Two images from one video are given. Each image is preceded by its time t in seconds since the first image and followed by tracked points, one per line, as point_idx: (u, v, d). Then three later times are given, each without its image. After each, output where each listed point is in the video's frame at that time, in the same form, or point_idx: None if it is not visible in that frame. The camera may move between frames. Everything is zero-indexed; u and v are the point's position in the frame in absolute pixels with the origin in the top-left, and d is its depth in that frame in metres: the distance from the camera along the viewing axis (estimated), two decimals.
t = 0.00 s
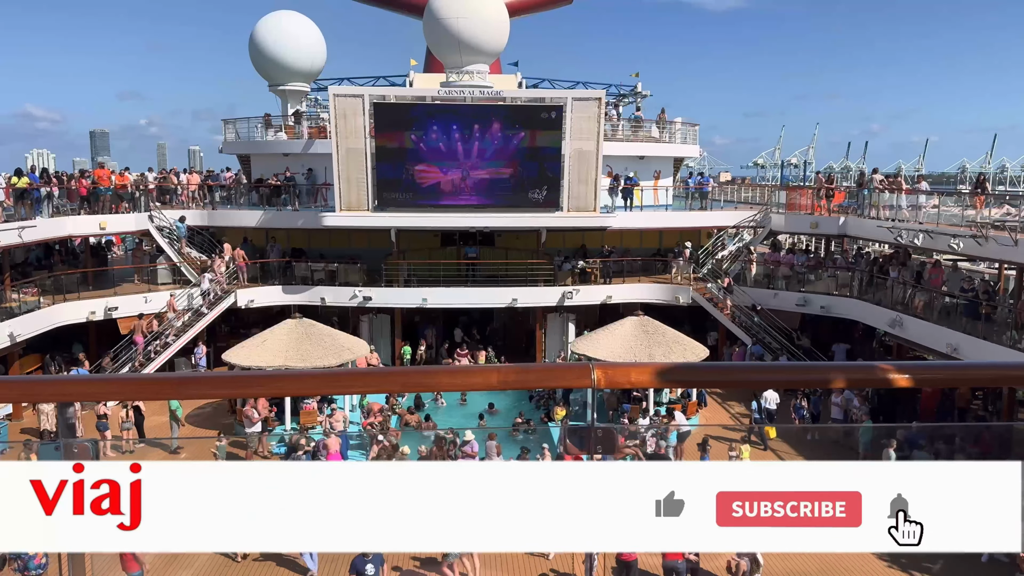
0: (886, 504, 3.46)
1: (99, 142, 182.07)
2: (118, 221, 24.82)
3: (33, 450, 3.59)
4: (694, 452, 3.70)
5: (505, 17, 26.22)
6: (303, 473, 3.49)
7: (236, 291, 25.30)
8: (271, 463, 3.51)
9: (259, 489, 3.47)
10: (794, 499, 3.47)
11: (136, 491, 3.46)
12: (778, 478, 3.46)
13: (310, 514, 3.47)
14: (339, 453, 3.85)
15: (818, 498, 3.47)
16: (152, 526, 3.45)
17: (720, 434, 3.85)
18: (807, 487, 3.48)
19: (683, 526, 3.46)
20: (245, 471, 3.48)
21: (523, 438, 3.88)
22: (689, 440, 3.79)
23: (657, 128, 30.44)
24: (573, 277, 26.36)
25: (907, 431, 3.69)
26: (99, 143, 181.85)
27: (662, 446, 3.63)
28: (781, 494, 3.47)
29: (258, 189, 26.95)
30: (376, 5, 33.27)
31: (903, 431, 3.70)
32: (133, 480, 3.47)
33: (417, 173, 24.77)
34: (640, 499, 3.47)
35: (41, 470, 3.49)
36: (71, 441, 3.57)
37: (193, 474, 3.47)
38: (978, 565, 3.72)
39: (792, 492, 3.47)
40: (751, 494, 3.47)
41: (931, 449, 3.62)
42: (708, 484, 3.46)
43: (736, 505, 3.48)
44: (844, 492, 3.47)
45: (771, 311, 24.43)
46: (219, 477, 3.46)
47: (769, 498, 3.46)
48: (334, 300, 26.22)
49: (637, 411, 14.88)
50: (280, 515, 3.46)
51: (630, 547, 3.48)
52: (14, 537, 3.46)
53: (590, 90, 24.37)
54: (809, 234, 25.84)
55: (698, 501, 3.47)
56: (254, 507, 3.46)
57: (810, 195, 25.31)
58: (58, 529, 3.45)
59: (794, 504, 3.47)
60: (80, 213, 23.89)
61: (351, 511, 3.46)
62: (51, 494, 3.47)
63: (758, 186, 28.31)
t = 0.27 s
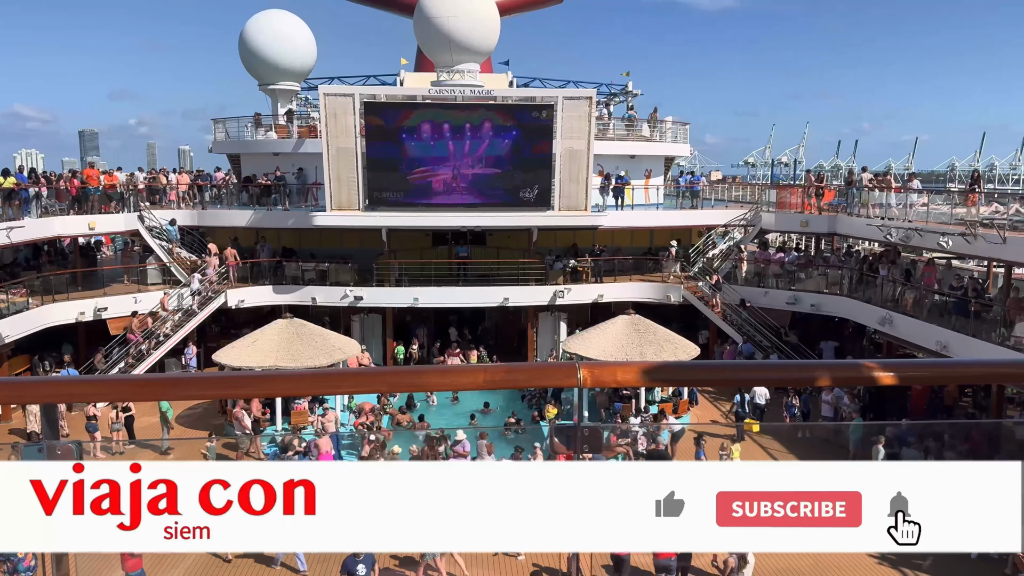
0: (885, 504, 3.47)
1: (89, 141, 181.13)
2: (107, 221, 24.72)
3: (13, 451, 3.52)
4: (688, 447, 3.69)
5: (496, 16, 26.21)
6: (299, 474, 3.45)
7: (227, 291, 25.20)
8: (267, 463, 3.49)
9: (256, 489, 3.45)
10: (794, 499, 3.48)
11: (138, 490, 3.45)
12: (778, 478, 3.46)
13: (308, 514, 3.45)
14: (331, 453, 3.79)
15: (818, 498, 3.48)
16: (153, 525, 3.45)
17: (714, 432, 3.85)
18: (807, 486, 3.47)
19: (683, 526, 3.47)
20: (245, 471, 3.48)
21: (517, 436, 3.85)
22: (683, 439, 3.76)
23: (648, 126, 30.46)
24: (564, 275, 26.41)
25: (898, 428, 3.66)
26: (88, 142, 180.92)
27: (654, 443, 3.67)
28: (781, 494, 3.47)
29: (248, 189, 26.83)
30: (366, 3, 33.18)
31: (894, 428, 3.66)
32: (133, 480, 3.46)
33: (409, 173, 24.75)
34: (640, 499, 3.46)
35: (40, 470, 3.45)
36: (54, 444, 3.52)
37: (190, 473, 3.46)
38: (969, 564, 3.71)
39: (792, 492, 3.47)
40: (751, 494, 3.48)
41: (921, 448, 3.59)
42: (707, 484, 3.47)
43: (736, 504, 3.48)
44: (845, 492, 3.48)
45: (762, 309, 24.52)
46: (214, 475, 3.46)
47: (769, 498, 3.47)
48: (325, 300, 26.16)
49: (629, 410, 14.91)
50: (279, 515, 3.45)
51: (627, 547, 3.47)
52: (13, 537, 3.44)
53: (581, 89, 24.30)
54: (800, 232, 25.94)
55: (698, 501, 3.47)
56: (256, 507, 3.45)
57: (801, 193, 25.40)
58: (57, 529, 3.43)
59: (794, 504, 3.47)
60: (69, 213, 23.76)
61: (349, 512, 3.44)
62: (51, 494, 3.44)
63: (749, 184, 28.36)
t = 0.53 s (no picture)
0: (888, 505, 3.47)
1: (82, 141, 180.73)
2: (101, 221, 24.63)
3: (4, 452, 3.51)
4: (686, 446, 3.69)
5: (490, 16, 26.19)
6: (298, 474, 3.45)
7: (221, 291, 25.16)
8: (264, 463, 3.48)
9: (255, 490, 3.45)
10: (795, 498, 3.47)
11: (138, 490, 3.44)
12: (778, 478, 3.45)
13: (308, 514, 3.44)
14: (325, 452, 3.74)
15: (817, 498, 3.48)
16: (153, 525, 3.44)
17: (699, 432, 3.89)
18: (807, 486, 3.48)
19: (683, 526, 3.47)
20: (244, 471, 3.47)
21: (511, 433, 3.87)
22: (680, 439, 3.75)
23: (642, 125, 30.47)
24: (559, 274, 26.45)
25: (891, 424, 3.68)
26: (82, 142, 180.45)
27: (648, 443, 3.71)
28: (782, 494, 3.46)
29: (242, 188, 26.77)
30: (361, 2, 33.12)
31: (887, 426, 3.69)
32: (133, 480, 3.45)
33: (404, 172, 24.74)
34: (640, 498, 3.46)
35: (41, 471, 3.44)
36: (44, 445, 3.50)
37: (189, 473, 3.44)
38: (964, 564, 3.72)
39: (793, 492, 3.47)
40: (751, 494, 3.47)
41: (915, 445, 3.62)
42: (708, 484, 3.47)
43: (736, 505, 3.47)
44: (845, 492, 3.48)
45: (756, 308, 24.56)
46: (213, 475, 3.45)
47: (769, 498, 3.46)
48: (320, 300, 26.12)
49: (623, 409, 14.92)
50: (278, 515, 3.45)
51: (626, 547, 3.46)
52: (12, 537, 3.43)
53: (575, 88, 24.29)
54: (794, 231, 26.00)
55: (698, 501, 3.47)
56: (256, 507, 3.44)
57: (795, 193, 25.45)
58: (57, 529, 3.42)
59: (794, 504, 3.47)
60: (63, 213, 23.67)
61: (348, 512, 3.44)
62: (51, 494, 3.43)
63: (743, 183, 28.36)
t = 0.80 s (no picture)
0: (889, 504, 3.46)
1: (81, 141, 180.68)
2: (100, 221, 24.64)
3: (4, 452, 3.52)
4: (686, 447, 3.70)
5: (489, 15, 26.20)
6: (299, 474, 3.46)
7: (221, 291, 25.18)
8: (265, 463, 3.48)
9: (256, 490, 3.46)
10: (794, 498, 3.48)
11: (138, 491, 3.45)
12: (778, 478, 3.46)
13: (308, 514, 3.45)
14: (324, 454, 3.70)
15: (818, 498, 3.48)
16: (153, 526, 3.45)
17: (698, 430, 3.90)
18: (808, 485, 3.48)
19: (683, 526, 3.47)
20: (245, 471, 3.48)
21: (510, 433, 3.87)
22: (682, 438, 3.76)
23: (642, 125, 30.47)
24: (558, 274, 26.48)
25: (890, 421, 3.69)
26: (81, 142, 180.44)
27: (647, 444, 3.74)
28: (782, 494, 3.47)
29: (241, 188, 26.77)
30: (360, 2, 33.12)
31: (886, 424, 3.69)
32: (133, 480, 3.46)
33: (403, 172, 24.73)
34: (640, 498, 3.47)
35: (41, 470, 3.44)
36: (43, 445, 3.50)
37: (189, 473, 3.44)
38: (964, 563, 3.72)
39: (793, 493, 3.48)
40: (752, 494, 3.48)
41: (913, 443, 3.62)
42: (708, 484, 3.47)
43: (736, 505, 3.48)
44: (845, 492, 3.47)
45: (756, 307, 24.56)
46: (213, 475, 3.46)
47: (769, 498, 3.47)
48: (319, 300, 26.12)
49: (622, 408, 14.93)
50: (279, 514, 3.46)
51: (624, 546, 3.48)
52: (12, 537, 3.45)
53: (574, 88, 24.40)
54: (793, 230, 26.02)
55: (698, 501, 3.47)
56: (256, 507, 3.45)
57: (794, 192, 25.46)
58: (57, 529, 3.43)
59: (794, 504, 3.48)
60: (62, 213, 23.67)
61: (349, 512, 3.44)
62: (51, 494, 3.44)
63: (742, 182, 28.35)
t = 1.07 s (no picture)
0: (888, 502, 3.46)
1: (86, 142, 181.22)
2: (105, 222, 24.72)
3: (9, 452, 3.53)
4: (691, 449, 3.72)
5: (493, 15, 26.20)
6: (299, 474, 3.47)
7: (225, 291, 25.26)
8: (265, 463, 3.49)
9: (256, 490, 3.46)
10: (794, 498, 3.47)
11: (138, 491, 3.45)
12: (779, 478, 3.46)
13: (308, 514, 3.46)
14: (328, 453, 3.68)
15: (818, 498, 3.47)
16: (153, 526, 3.45)
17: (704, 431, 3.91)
18: (809, 485, 3.47)
19: (683, 526, 3.47)
20: (244, 471, 3.48)
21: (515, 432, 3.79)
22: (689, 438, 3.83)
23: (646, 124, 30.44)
24: (563, 274, 26.52)
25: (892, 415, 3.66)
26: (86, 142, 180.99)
27: (652, 443, 3.76)
28: (782, 494, 3.47)
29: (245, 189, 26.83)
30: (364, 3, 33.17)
31: (890, 423, 3.67)
32: (133, 480, 3.46)
33: (407, 172, 24.73)
34: (640, 498, 3.47)
35: (41, 470, 3.45)
36: (48, 445, 3.52)
37: (189, 474, 3.46)
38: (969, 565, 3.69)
39: (793, 492, 3.47)
40: (751, 494, 3.47)
41: (916, 442, 3.61)
42: (708, 484, 3.46)
43: (736, 505, 3.47)
44: (844, 492, 3.47)
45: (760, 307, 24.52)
46: (213, 475, 3.46)
47: (769, 498, 3.46)
48: (323, 300, 26.17)
49: (627, 407, 14.94)
50: (279, 514, 3.47)
51: (624, 546, 3.47)
52: (13, 537, 3.45)
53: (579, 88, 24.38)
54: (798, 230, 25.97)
55: (698, 501, 3.47)
56: (256, 507, 3.46)
57: (799, 192, 25.41)
58: (57, 529, 3.43)
59: (794, 504, 3.47)
60: (68, 213, 23.76)
61: (348, 512, 3.45)
62: (51, 494, 3.45)
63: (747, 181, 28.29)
